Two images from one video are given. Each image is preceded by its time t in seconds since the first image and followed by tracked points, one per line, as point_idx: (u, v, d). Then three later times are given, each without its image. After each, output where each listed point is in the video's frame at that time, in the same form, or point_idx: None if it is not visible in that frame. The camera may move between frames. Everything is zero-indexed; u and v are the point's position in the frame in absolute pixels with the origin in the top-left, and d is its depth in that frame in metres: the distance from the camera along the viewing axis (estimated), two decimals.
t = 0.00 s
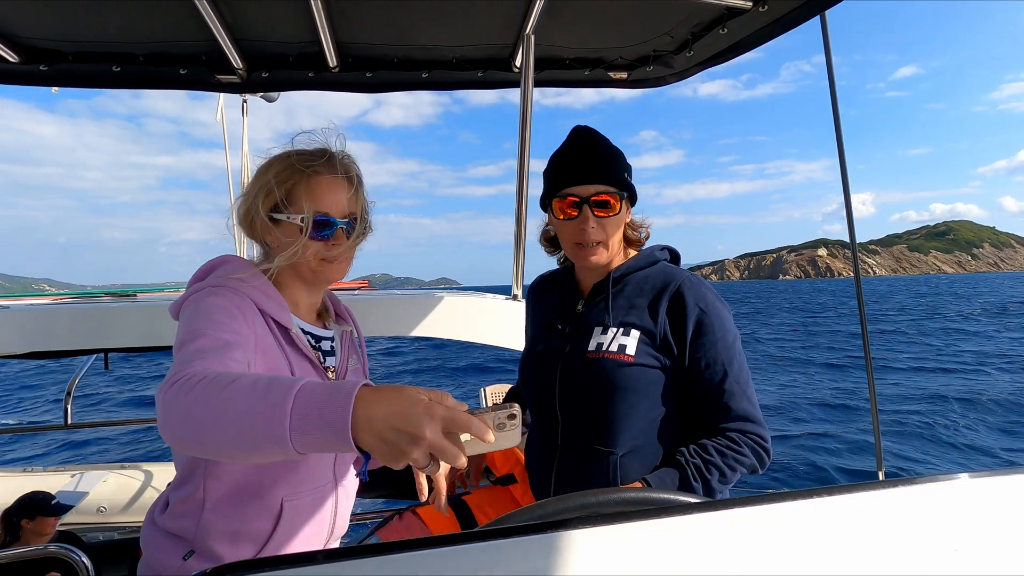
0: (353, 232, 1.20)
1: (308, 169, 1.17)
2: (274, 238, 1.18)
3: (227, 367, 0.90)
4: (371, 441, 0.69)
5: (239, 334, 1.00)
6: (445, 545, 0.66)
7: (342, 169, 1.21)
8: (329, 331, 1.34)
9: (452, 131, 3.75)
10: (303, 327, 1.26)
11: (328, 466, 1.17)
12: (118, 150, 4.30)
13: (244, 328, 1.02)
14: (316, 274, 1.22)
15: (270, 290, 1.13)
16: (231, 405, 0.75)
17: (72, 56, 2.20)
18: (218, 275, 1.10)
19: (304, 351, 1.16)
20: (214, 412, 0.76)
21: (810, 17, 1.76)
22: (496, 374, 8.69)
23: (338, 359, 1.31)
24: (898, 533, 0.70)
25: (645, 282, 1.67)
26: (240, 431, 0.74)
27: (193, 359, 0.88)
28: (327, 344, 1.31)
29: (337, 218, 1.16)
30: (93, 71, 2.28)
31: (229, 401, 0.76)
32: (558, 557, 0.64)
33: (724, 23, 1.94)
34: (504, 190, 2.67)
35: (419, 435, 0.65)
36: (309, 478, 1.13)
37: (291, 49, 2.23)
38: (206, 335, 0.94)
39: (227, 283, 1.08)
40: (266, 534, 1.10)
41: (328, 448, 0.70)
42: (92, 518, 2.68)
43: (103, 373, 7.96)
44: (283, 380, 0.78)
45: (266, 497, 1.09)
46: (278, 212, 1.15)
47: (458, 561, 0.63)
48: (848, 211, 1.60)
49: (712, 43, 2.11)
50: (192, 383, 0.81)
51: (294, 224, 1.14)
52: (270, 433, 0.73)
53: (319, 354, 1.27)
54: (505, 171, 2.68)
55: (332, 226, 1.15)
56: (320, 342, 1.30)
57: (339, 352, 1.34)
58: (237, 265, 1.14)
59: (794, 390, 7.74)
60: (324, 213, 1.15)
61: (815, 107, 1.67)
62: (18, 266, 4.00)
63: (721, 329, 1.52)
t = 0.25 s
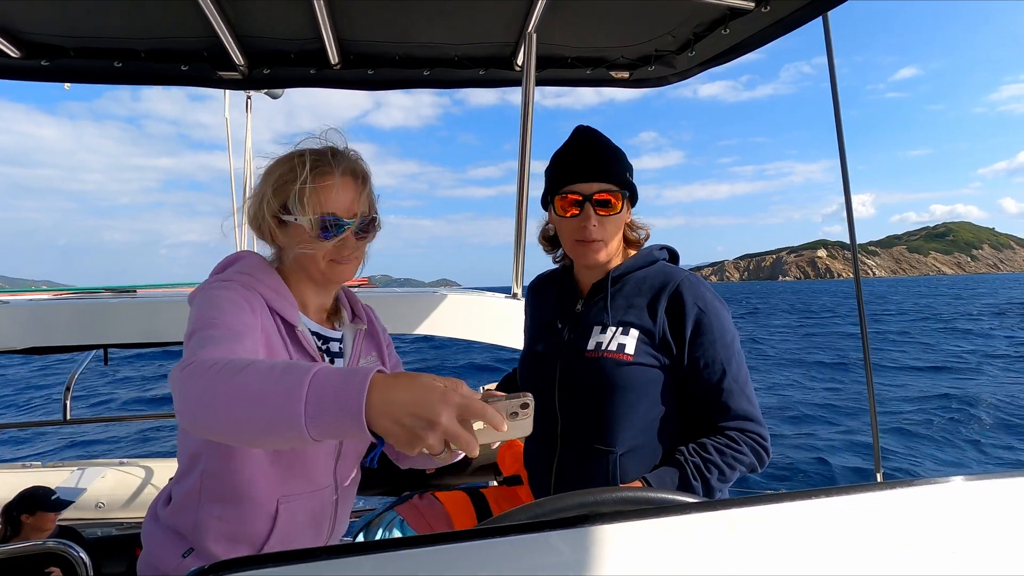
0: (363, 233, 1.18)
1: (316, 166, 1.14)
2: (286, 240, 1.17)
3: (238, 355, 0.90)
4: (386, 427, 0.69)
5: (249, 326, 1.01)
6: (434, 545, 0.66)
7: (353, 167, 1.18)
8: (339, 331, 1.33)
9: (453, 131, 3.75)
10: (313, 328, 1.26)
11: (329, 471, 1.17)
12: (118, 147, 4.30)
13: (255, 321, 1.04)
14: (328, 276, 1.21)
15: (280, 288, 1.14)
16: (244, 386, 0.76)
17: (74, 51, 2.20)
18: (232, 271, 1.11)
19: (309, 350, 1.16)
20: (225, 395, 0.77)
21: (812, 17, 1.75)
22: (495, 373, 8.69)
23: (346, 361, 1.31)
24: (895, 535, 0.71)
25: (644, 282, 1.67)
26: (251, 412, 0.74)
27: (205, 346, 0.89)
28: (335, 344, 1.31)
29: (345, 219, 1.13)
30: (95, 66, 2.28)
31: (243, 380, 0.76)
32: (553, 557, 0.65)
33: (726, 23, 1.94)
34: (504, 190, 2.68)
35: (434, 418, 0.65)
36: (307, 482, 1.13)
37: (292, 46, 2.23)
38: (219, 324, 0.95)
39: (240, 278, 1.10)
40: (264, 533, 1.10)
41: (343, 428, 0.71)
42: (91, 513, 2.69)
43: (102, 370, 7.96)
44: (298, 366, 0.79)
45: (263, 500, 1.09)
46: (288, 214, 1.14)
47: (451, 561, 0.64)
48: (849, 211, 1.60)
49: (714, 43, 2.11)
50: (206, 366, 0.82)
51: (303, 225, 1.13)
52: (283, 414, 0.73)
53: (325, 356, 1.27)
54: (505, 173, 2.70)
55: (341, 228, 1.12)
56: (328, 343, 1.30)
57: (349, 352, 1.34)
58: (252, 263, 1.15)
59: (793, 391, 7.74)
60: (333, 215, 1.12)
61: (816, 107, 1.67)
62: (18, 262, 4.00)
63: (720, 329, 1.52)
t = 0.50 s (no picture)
0: (381, 233, 1.18)
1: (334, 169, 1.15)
2: (303, 242, 1.18)
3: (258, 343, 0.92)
4: (421, 406, 0.72)
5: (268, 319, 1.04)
6: (425, 544, 0.66)
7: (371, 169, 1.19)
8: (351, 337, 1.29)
9: (454, 130, 3.75)
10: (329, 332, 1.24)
11: (331, 477, 1.16)
12: (119, 143, 4.30)
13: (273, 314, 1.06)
14: (345, 278, 1.20)
15: (299, 288, 1.15)
16: (266, 368, 0.78)
17: (75, 47, 2.19)
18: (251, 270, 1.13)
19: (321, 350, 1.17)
20: (247, 378, 0.79)
21: (815, 19, 1.75)
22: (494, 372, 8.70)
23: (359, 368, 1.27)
24: (891, 537, 0.71)
25: (646, 282, 1.67)
26: (274, 394, 0.76)
27: (227, 332, 0.91)
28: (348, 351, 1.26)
29: (365, 220, 1.14)
30: (96, 63, 2.28)
31: (267, 361, 0.79)
32: (550, 557, 0.65)
33: (728, 24, 1.94)
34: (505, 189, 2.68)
35: (470, 397, 0.69)
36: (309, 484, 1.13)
37: (293, 43, 2.22)
38: (240, 313, 0.98)
39: (261, 274, 1.13)
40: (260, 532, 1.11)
41: (364, 410, 0.73)
42: (89, 510, 2.68)
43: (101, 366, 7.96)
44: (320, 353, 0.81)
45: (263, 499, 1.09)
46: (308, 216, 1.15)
47: (446, 560, 0.64)
48: (849, 212, 1.60)
49: (716, 43, 2.11)
50: (228, 351, 0.84)
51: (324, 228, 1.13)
52: (304, 397, 0.74)
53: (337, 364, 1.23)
54: (505, 173, 2.70)
55: (361, 229, 1.13)
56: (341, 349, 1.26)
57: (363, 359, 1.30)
58: (268, 264, 1.16)
59: (791, 391, 7.75)
60: (353, 216, 1.13)
61: (818, 108, 1.67)
62: (18, 258, 4.01)
63: (721, 330, 1.53)
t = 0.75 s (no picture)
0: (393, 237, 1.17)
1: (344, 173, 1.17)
2: (313, 246, 1.18)
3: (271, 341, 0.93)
4: (443, 402, 0.72)
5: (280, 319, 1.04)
6: (419, 544, 0.67)
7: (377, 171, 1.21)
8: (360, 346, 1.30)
9: (454, 129, 3.75)
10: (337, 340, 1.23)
11: (331, 485, 1.16)
12: (118, 141, 4.29)
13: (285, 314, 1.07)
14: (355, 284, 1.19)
15: (310, 293, 1.15)
16: (283, 365, 0.78)
17: (75, 45, 2.19)
18: (266, 274, 1.13)
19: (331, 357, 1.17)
20: (262, 375, 0.79)
21: (816, 19, 1.75)
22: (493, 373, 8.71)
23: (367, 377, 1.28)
24: (892, 537, 0.71)
25: (643, 282, 1.67)
26: (290, 390, 0.76)
27: (241, 329, 0.92)
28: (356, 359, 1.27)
29: (376, 223, 1.15)
30: (97, 60, 2.28)
31: (285, 358, 0.79)
32: (545, 556, 0.65)
33: (729, 24, 1.94)
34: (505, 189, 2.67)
35: (498, 391, 0.70)
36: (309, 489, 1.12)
37: (293, 42, 2.22)
38: (253, 312, 0.98)
39: (273, 275, 1.14)
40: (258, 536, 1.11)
41: (382, 408, 0.73)
42: (86, 508, 2.67)
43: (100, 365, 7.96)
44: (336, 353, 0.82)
45: (262, 503, 1.09)
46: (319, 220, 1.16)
47: (441, 560, 0.64)
48: (849, 213, 1.59)
49: (716, 44, 2.10)
50: (243, 348, 0.85)
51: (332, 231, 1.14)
52: (320, 394, 0.75)
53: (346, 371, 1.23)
54: (505, 173, 2.69)
55: (371, 233, 1.13)
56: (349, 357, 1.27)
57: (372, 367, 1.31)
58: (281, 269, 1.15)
59: (791, 392, 7.76)
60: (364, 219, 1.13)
61: (818, 107, 1.66)
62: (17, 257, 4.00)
63: (717, 331, 1.53)
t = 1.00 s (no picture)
0: (405, 247, 1.19)
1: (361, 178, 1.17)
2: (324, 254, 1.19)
3: (270, 355, 0.93)
4: (446, 422, 0.72)
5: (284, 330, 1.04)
6: (421, 544, 0.67)
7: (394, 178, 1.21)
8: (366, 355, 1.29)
9: (454, 130, 3.75)
10: (343, 348, 1.23)
11: (331, 497, 1.16)
12: (119, 141, 4.30)
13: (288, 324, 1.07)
14: (366, 291, 1.20)
15: (318, 300, 1.15)
16: (280, 383, 0.79)
17: (75, 45, 2.19)
18: (270, 279, 1.13)
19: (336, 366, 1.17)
20: (259, 393, 0.79)
21: (816, 21, 1.75)
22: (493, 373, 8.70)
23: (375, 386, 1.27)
24: (892, 538, 0.71)
25: (637, 283, 1.67)
26: (286, 410, 0.76)
27: (241, 343, 0.92)
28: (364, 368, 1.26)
29: (388, 231, 1.16)
30: (97, 60, 2.28)
31: (283, 377, 0.79)
32: (543, 555, 0.65)
33: (728, 25, 1.94)
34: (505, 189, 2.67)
35: (500, 405, 0.70)
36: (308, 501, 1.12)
37: (294, 42, 2.22)
38: (254, 323, 0.98)
39: (278, 281, 1.13)
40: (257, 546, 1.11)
41: (378, 431, 0.73)
42: (86, 508, 2.67)
43: (99, 365, 7.96)
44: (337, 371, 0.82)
45: (262, 512, 1.09)
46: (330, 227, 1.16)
47: (441, 559, 0.64)
48: (849, 213, 1.59)
49: (716, 45, 2.11)
50: (241, 365, 0.85)
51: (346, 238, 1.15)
52: (317, 414, 0.75)
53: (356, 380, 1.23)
54: (505, 173, 2.67)
55: (383, 241, 1.15)
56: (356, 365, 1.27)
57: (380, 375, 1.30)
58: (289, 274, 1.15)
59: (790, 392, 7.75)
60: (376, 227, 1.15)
61: (817, 108, 1.66)
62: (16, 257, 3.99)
63: (711, 330, 1.53)
